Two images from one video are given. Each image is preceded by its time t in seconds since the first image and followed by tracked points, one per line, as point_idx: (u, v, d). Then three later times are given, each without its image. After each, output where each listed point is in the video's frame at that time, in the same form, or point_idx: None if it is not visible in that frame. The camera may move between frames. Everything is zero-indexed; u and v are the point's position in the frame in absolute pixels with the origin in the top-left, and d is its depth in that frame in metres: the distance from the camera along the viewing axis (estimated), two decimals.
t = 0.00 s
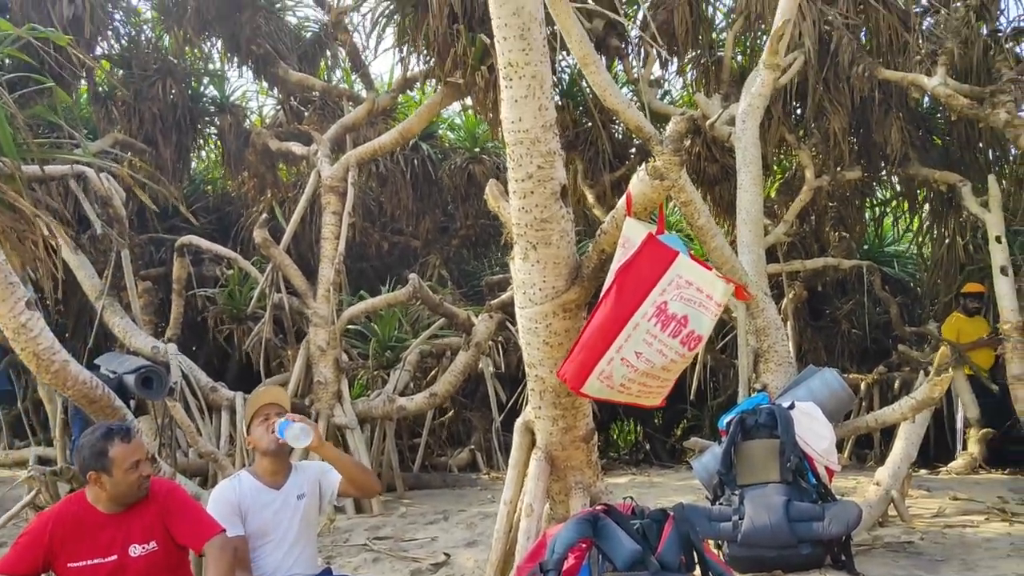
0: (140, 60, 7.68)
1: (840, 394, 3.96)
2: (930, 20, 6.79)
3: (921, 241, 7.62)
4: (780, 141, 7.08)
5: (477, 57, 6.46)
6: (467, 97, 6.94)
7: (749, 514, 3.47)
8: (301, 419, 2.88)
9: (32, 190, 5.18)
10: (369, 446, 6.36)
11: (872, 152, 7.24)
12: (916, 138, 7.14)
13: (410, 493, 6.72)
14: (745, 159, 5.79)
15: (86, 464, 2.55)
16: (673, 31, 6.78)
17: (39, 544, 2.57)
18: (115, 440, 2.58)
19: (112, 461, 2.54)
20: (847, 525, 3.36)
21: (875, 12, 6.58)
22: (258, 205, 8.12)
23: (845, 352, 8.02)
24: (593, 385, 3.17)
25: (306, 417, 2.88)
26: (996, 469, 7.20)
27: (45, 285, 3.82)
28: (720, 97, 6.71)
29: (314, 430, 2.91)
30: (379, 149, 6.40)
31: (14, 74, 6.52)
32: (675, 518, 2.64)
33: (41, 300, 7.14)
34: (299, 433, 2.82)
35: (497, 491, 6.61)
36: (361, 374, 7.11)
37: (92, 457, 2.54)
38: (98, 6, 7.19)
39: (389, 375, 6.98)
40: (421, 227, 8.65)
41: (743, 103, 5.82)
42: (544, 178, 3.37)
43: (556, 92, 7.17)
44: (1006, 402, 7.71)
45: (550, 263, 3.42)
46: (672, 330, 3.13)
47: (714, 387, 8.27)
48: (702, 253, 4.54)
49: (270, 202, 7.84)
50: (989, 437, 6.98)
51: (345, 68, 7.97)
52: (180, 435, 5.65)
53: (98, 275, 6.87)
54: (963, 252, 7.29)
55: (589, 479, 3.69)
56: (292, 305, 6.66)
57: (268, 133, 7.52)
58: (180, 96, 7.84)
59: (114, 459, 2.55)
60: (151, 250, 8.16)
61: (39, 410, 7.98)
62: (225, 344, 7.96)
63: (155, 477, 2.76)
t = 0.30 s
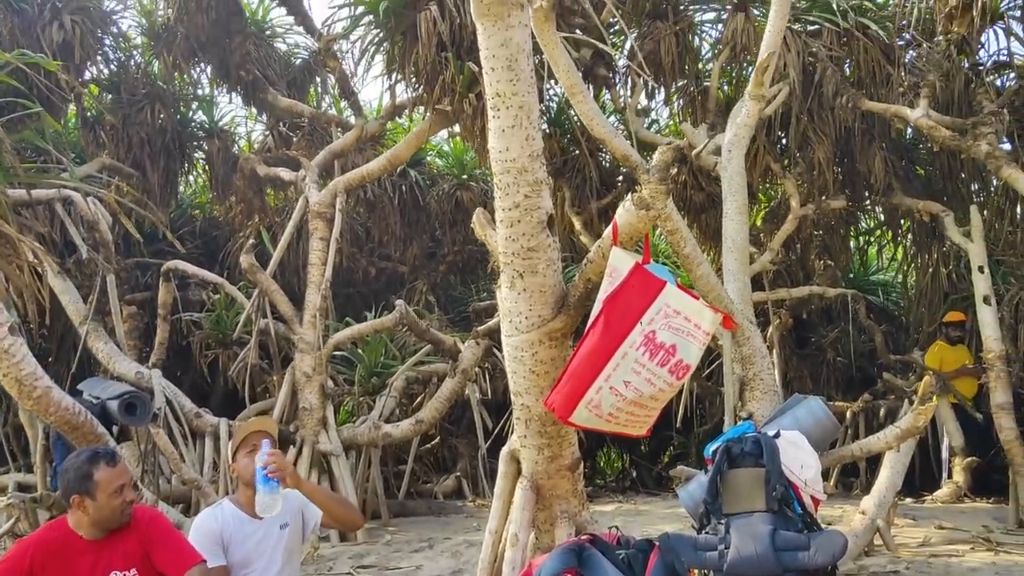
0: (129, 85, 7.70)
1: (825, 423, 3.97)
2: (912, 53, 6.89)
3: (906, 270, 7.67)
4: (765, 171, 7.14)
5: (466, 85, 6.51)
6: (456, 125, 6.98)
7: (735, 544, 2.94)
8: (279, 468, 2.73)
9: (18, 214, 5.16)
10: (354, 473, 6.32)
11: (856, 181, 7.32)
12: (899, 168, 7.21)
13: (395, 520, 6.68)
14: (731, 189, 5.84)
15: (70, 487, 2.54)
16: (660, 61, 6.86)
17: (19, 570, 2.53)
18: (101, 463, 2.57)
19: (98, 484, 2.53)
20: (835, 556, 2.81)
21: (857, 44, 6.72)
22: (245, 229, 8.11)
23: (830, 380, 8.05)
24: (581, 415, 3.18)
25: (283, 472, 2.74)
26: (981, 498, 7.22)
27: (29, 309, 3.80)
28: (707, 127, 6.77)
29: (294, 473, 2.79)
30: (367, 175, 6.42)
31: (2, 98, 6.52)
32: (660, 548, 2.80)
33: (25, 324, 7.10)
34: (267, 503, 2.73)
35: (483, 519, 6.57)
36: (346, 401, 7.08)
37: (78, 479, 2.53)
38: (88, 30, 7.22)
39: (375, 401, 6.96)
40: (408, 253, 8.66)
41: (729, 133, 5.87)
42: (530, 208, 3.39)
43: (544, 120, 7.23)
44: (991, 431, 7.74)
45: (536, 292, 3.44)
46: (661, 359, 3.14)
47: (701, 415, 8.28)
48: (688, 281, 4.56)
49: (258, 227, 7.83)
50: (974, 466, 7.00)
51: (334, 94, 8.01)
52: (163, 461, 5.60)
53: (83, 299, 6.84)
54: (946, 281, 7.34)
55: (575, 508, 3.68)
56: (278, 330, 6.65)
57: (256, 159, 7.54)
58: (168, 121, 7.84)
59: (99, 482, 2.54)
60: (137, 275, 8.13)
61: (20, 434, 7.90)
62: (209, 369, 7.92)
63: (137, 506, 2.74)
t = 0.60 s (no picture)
0: (118, 107, 7.70)
1: (812, 447, 3.98)
2: (895, 80, 6.99)
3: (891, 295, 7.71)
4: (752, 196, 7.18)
5: (455, 109, 6.55)
6: (445, 149, 7.01)
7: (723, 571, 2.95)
8: (256, 523, 2.69)
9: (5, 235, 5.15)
10: (341, 497, 6.29)
11: (842, 207, 7.38)
12: (884, 194, 7.29)
13: (382, 544, 6.64)
14: (718, 214, 5.88)
15: (56, 508, 2.53)
16: (647, 86, 6.94)
17: None
18: (89, 485, 2.57)
19: (84, 506, 2.53)
20: None
21: (842, 70, 6.75)
22: (233, 251, 8.10)
23: (818, 403, 8.06)
24: (570, 440, 3.18)
25: (262, 524, 2.70)
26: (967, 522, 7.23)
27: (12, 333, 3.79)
28: (694, 152, 6.82)
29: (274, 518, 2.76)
30: (355, 199, 6.43)
31: None
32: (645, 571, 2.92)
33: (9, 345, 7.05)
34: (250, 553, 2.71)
35: (471, 543, 6.54)
36: (334, 424, 7.05)
37: (65, 500, 2.52)
38: (77, 53, 7.23)
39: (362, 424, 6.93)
40: (397, 275, 8.66)
41: (716, 158, 5.92)
42: (518, 233, 3.41)
43: (533, 144, 7.27)
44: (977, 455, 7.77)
45: (524, 317, 3.45)
46: (648, 384, 3.15)
47: (689, 438, 8.27)
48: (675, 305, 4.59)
49: (246, 249, 7.83)
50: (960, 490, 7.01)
51: (323, 117, 8.03)
52: (148, 484, 5.56)
53: (68, 320, 6.80)
54: (932, 305, 7.39)
55: (562, 534, 3.67)
56: (266, 353, 6.63)
57: (245, 181, 7.56)
58: (157, 143, 7.84)
59: (86, 504, 2.53)
60: (123, 296, 8.10)
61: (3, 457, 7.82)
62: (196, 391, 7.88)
63: (121, 529, 2.72)
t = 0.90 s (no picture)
0: (104, 126, 7.69)
1: (797, 469, 3.97)
2: (878, 103, 7.05)
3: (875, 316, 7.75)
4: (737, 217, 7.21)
5: (441, 130, 6.57)
6: (431, 169, 7.02)
7: None
8: None
9: None
10: (325, 518, 6.24)
11: (826, 228, 7.43)
12: (867, 216, 7.34)
13: (366, 566, 6.58)
14: (703, 235, 5.91)
15: (28, 525, 2.79)
16: (633, 108, 6.98)
17: None
18: (60, 503, 2.82)
19: (52, 524, 2.77)
20: None
21: (826, 93, 6.80)
22: (219, 270, 8.08)
23: (803, 424, 8.07)
24: (550, 463, 3.18)
25: None
26: (952, 543, 7.23)
27: None
28: (679, 173, 6.85)
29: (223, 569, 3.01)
30: (341, 218, 6.41)
31: None
32: None
33: None
34: None
35: (455, 565, 6.50)
36: (318, 445, 7.01)
37: (36, 517, 2.79)
38: (64, 71, 7.23)
39: (347, 444, 6.89)
40: (383, 294, 8.65)
41: (701, 180, 5.96)
42: (502, 254, 3.42)
43: (519, 164, 7.30)
44: (962, 475, 7.78)
45: (508, 338, 3.45)
46: (628, 407, 3.17)
47: (675, 459, 8.26)
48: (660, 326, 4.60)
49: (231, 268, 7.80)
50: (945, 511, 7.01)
51: (310, 136, 8.03)
52: (128, 506, 5.50)
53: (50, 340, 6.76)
54: (915, 326, 7.43)
55: (546, 556, 3.66)
56: (250, 372, 6.60)
57: (231, 200, 7.55)
58: (143, 161, 7.82)
59: (55, 522, 2.78)
60: (107, 314, 8.06)
61: None
62: (179, 411, 7.83)
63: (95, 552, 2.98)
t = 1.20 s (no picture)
0: (89, 143, 7.67)
1: (782, 488, 3.96)
2: (863, 124, 7.10)
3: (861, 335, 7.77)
4: (723, 236, 7.22)
5: (428, 147, 6.58)
6: (418, 187, 7.01)
7: None
8: None
9: None
10: (308, 539, 6.17)
11: (811, 248, 7.46)
12: (852, 235, 7.37)
13: None
14: (689, 255, 5.92)
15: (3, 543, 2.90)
16: (619, 127, 7.00)
17: None
18: (34, 523, 2.92)
19: (23, 545, 2.87)
20: None
21: (811, 114, 6.83)
22: (204, 288, 8.05)
23: (789, 444, 8.06)
24: (534, 483, 3.16)
25: None
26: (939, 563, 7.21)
27: None
28: (666, 193, 6.86)
29: None
30: (328, 235, 6.39)
31: None
32: None
33: None
34: None
35: None
36: (303, 464, 6.95)
37: (9, 536, 2.90)
38: (49, 87, 7.20)
39: (331, 463, 6.84)
40: (369, 312, 8.62)
41: (686, 200, 5.98)
42: (486, 273, 3.42)
43: (507, 183, 7.31)
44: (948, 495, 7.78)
45: (492, 358, 3.44)
46: (613, 427, 3.17)
47: (661, 479, 8.24)
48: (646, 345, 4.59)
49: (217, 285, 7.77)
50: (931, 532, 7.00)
51: (297, 154, 8.02)
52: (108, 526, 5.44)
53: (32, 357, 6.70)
54: (900, 345, 7.44)
55: None
56: (234, 391, 6.56)
57: (217, 218, 7.53)
58: (128, 178, 7.78)
59: (26, 543, 2.88)
60: (90, 331, 8.01)
61: None
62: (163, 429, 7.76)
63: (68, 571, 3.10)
